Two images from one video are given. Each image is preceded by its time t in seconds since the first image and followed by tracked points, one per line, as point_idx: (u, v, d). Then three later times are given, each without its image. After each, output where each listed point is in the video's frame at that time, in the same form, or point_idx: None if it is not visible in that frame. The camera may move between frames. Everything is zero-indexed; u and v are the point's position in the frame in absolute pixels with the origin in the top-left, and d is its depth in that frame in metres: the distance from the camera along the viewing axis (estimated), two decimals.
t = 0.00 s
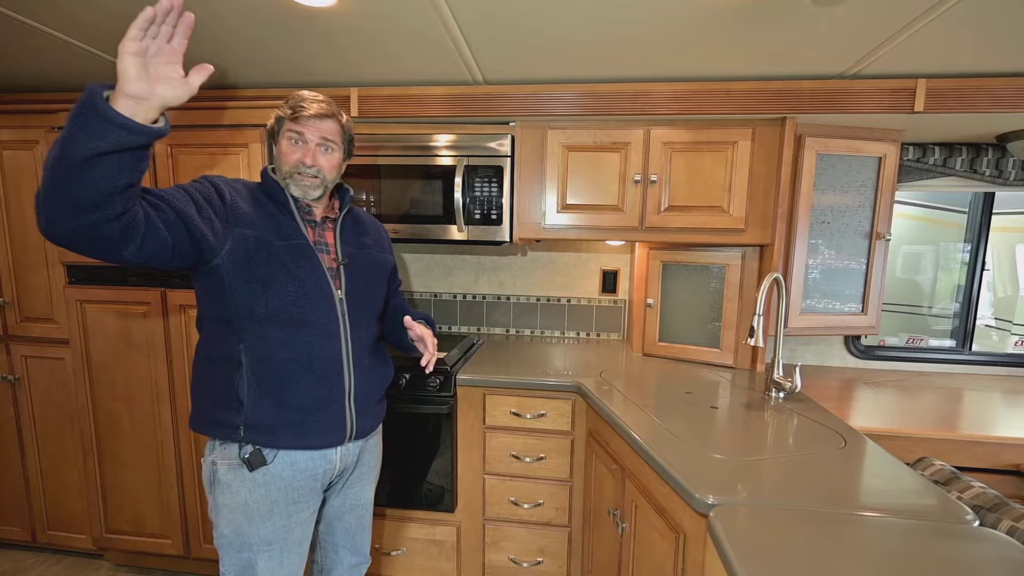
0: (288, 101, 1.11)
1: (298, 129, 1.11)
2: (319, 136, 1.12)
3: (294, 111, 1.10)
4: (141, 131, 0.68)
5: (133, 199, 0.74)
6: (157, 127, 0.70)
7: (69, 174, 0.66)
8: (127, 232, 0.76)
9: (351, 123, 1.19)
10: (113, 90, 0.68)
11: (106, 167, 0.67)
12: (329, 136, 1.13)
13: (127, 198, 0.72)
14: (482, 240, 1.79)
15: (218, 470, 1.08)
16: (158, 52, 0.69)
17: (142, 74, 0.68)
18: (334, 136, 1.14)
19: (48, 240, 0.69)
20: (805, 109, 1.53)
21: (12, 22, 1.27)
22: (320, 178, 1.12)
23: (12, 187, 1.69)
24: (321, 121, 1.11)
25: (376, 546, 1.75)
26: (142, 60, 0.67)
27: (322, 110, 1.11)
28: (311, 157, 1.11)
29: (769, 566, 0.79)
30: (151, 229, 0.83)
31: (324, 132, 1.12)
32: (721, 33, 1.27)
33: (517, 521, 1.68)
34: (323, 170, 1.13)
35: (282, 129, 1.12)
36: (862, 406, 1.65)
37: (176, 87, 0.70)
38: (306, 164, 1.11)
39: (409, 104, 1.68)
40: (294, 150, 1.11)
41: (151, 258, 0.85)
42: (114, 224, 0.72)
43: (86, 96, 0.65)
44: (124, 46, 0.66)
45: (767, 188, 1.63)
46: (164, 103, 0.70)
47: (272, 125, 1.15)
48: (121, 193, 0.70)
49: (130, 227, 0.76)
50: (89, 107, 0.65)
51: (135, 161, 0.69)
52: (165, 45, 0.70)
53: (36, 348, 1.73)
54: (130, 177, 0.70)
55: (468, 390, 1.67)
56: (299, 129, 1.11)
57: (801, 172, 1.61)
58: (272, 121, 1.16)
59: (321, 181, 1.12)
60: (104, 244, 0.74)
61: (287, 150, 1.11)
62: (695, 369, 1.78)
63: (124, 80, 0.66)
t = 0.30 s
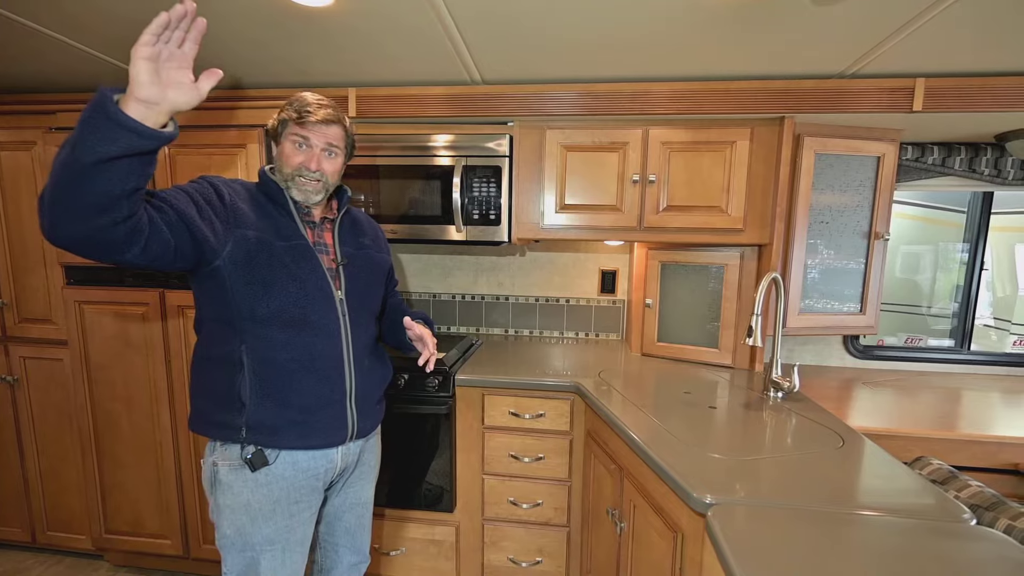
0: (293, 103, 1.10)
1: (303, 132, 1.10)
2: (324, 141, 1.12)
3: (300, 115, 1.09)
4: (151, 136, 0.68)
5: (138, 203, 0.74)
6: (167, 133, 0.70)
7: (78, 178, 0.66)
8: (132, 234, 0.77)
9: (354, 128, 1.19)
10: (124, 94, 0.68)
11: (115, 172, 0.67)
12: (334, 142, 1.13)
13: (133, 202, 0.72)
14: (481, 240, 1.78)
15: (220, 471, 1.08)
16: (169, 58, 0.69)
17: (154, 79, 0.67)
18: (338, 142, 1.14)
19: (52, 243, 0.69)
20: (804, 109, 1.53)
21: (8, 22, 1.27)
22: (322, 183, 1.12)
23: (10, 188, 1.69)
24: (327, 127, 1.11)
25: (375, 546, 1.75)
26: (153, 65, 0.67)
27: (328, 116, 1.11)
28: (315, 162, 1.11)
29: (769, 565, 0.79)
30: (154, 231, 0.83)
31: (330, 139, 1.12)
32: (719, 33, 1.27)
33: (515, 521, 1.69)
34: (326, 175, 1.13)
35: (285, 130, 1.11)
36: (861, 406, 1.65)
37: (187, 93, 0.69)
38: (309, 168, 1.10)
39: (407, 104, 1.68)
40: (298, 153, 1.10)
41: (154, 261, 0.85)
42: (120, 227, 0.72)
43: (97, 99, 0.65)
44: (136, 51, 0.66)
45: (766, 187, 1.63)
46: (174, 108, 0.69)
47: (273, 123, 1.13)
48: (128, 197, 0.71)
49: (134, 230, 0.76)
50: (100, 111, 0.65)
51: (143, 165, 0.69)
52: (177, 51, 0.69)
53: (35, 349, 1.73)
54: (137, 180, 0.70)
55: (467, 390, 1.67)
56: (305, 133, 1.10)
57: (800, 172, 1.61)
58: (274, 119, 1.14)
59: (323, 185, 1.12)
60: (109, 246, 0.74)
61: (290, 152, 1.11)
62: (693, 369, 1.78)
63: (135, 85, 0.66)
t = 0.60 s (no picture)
0: (312, 102, 1.12)
1: (319, 129, 1.10)
2: (339, 141, 1.13)
3: (321, 114, 1.10)
4: (191, 208, 0.73)
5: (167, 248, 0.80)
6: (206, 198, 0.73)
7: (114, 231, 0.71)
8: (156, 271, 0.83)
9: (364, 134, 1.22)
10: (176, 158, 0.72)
11: (152, 235, 0.74)
12: (348, 144, 1.14)
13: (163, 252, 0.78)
14: (480, 240, 1.78)
15: (218, 471, 1.08)
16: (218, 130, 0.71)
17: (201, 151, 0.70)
18: (351, 145, 1.16)
19: (83, 282, 0.76)
20: (803, 108, 1.53)
21: (9, 24, 1.27)
22: (332, 180, 1.12)
23: (10, 190, 1.69)
24: (343, 129, 1.13)
25: (375, 546, 1.75)
26: (207, 142, 0.70)
27: (346, 119, 1.13)
28: (329, 160, 1.11)
29: (769, 565, 0.79)
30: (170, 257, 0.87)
31: (345, 140, 1.13)
32: (718, 33, 1.27)
33: (515, 521, 1.68)
34: (336, 174, 1.13)
35: (300, 125, 1.10)
36: (861, 406, 1.65)
37: (229, 163, 0.72)
38: (323, 165, 1.10)
39: (406, 104, 1.68)
40: (312, 149, 1.10)
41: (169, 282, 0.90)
42: (148, 272, 0.79)
43: (149, 169, 0.70)
44: (190, 129, 0.69)
45: (765, 187, 1.62)
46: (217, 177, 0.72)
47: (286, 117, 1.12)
48: (160, 251, 0.77)
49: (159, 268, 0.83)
50: (149, 183, 0.70)
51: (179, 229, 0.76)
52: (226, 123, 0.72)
53: (36, 350, 1.73)
54: (171, 239, 0.76)
55: (466, 391, 1.67)
56: (322, 131, 1.10)
57: (799, 171, 1.60)
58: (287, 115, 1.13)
59: (332, 183, 1.12)
60: (134, 284, 0.80)
61: (304, 147, 1.10)
62: (693, 369, 1.78)
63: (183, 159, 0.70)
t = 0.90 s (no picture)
0: (290, 99, 1.07)
1: (307, 127, 1.08)
2: (328, 136, 1.12)
3: (306, 112, 1.07)
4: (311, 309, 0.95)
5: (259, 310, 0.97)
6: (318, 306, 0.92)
7: (248, 317, 0.89)
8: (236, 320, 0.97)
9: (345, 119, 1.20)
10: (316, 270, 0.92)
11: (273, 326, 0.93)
12: (337, 137, 1.14)
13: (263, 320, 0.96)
14: (478, 241, 1.78)
15: (217, 470, 1.09)
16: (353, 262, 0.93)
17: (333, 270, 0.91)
18: (338, 135, 1.15)
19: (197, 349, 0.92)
20: (803, 106, 1.51)
21: (10, 26, 1.28)
22: (330, 177, 1.14)
23: (12, 191, 1.70)
24: (330, 120, 1.11)
25: (374, 546, 1.76)
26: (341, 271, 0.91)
27: (331, 111, 1.11)
28: (324, 157, 1.11)
29: (769, 565, 0.79)
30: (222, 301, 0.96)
31: (333, 133, 1.12)
32: (717, 31, 1.26)
33: (514, 521, 1.69)
34: (331, 168, 1.14)
35: (286, 126, 1.06)
36: (861, 406, 1.64)
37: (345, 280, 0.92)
38: (320, 164, 1.11)
39: (404, 104, 1.68)
40: (305, 150, 1.08)
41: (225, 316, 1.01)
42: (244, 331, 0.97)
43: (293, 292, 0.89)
44: (337, 265, 0.90)
45: (765, 186, 1.61)
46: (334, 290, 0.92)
47: (263, 119, 1.07)
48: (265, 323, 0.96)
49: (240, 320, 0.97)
50: (291, 306, 0.89)
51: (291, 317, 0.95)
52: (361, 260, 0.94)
53: (38, 350, 1.74)
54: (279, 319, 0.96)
55: (465, 391, 1.67)
56: (311, 129, 1.08)
57: (799, 169, 1.59)
58: (261, 114, 1.08)
59: (330, 179, 1.14)
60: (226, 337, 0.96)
61: (295, 149, 1.08)
62: (692, 369, 1.77)
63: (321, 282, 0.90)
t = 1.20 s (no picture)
0: (267, 98, 1.06)
1: (287, 128, 1.08)
2: (310, 134, 1.12)
3: (286, 111, 1.06)
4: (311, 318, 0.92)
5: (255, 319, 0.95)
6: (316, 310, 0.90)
7: (246, 325, 0.88)
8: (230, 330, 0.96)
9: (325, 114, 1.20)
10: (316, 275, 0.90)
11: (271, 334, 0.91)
12: (318, 134, 1.14)
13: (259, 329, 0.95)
14: (477, 240, 1.77)
15: (221, 471, 1.09)
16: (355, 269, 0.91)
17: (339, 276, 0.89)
18: (319, 131, 1.15)
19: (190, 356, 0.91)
20: (803, 105, 1.51)
21: (7, 25, 1.27)
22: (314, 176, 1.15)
23: (10, 191, 1.70)
24: (309, 117, 1.11)
25: (373, 546, 1.76)
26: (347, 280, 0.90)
27: (310, 108, 1.11)
28: (308, 156, 1.12)
29: (772, 564, 0.79)
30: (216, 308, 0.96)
31: (314, 130, 1.13)
32: (717, 30, 1.26)
33: (513, 521, 1.68)
34: (315, 167, 1.15)
35: (266, 128, 1.06)
36: (861, 405, 1.64)
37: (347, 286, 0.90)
38: (304, 164, 1.11)
39: (403, 103, 1.68)
40: (288, 151, 1.09)
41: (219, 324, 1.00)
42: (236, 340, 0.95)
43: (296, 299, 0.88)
44: (341, 269, 0.88)
45: (765, 185, 1.61)
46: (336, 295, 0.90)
47: (241, 122, 1.06)
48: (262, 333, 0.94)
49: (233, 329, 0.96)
50: (291, 312, 0.88)
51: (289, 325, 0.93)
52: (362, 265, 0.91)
53: (37, 350, 1.74)
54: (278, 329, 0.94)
55: (464, 391, 1.67)
56: (293, 129, 1.08)
57: (799, 168, 1.59)
58: (239, 117, 1.07)
59: (315, 178, 1.15)
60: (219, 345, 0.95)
61: (278, 151, 1.08)
62: (691, 368, 1.77)
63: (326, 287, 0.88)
